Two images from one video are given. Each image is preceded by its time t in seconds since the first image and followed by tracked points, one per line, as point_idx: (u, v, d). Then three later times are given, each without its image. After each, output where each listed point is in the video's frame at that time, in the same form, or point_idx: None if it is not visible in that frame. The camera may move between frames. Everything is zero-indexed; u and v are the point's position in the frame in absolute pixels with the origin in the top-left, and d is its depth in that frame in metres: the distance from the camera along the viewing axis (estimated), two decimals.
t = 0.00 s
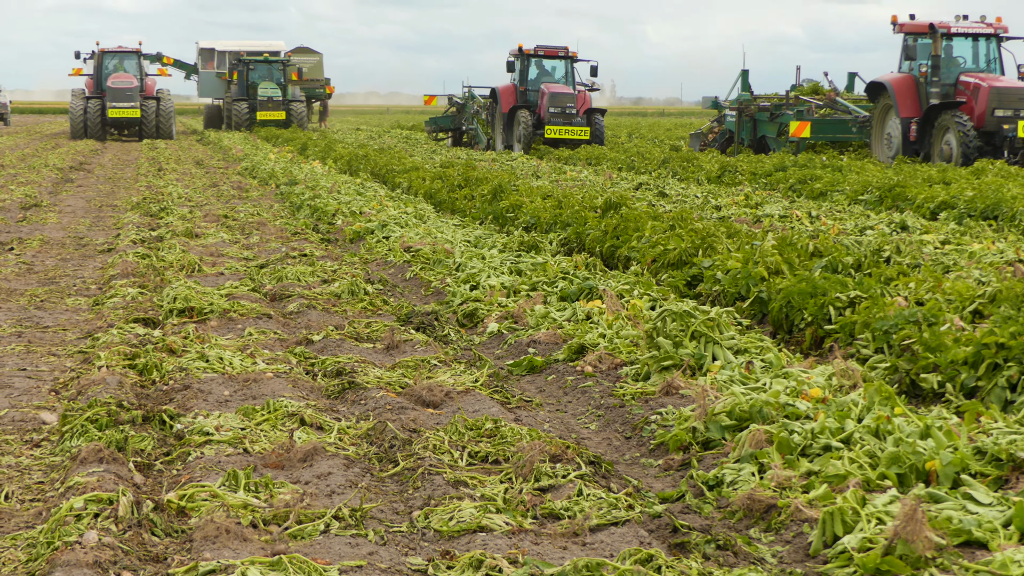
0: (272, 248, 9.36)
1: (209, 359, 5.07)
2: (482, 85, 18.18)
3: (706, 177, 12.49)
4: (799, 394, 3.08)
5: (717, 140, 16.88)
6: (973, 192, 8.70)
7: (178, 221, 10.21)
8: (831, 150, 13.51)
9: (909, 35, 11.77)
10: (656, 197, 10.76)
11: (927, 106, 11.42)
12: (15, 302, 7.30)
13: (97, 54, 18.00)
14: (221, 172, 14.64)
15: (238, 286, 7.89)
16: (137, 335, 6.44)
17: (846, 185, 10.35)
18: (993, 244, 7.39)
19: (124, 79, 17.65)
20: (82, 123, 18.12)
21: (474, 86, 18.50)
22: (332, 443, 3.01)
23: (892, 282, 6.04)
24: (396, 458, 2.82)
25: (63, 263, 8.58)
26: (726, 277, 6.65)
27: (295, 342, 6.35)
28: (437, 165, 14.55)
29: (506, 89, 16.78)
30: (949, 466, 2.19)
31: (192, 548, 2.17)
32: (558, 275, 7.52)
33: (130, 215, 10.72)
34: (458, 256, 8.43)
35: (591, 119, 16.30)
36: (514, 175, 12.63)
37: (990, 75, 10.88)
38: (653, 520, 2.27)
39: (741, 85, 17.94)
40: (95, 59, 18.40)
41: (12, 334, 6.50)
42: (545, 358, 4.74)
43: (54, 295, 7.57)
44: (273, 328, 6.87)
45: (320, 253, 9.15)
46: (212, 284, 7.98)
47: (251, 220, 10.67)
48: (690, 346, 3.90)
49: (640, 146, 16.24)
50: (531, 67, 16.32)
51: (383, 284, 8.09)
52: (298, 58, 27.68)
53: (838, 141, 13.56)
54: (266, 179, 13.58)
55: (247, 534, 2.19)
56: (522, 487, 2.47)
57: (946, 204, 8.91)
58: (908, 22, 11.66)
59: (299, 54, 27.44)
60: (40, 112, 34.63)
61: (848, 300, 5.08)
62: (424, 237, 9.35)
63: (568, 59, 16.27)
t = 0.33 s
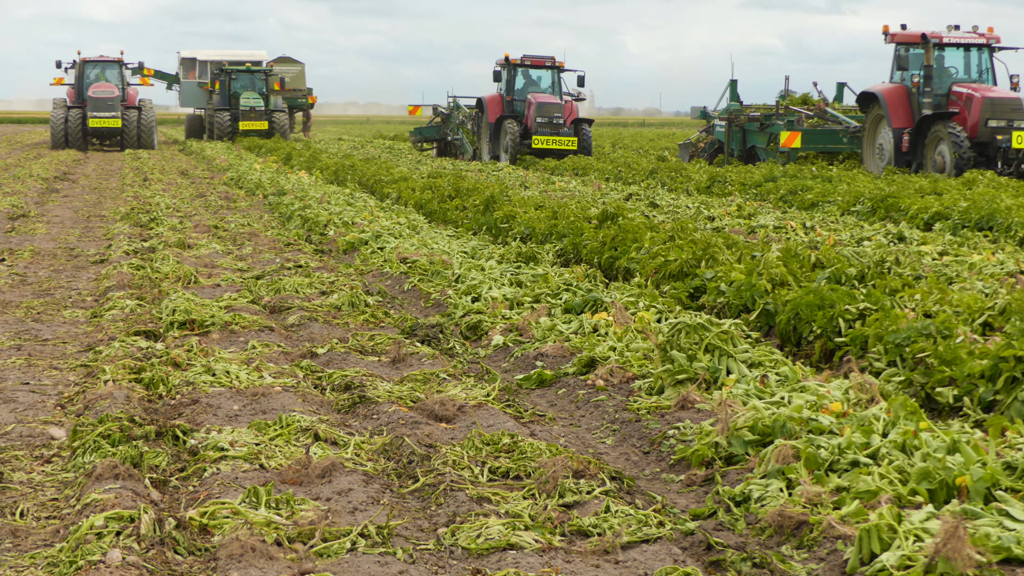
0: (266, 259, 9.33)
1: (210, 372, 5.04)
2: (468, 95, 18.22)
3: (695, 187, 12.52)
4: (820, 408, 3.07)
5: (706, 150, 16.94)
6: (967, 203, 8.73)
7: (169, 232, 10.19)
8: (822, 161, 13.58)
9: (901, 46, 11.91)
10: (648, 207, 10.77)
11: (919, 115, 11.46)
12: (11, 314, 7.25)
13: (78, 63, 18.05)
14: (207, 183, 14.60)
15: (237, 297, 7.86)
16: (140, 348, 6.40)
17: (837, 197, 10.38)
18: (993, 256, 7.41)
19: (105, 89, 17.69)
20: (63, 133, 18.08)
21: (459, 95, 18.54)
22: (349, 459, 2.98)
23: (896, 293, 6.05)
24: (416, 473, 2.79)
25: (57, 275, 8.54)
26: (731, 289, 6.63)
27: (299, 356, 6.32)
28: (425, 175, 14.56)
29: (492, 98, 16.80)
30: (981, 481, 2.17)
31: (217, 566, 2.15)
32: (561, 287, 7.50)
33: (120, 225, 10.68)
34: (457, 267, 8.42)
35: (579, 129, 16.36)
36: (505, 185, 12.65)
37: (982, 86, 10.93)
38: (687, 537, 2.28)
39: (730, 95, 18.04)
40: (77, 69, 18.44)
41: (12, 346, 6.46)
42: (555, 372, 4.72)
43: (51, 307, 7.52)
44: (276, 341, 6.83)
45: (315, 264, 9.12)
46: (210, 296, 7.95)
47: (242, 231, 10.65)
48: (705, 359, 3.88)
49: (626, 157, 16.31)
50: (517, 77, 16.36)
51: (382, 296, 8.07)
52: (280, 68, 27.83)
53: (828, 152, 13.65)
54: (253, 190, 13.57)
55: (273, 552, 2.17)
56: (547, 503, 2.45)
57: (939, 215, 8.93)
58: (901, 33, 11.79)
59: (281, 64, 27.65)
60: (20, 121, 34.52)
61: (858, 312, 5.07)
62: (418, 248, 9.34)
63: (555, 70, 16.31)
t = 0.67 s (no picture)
0: (261, 271, 9.30)
1: (218, 385, 5.01)
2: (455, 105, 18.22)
3: (686, 199, 12.53)
4: (844, 422, 3.05)
5: (696, 161, 16.99)
6: (962, 214, 8.75)
7: (161, 243, 10.16)
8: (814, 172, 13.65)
9: (895, 56, 11.96)
10: (641, 218, 10.76)
11: (913, 127, 11.52)
12: (9, 326, 7.20)
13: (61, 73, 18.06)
14: (194, 193, 14.57)
15: (237, 309, 7.82)
16: (145, 361, 6.37)
17: (830, 208, 10.40)
18: (995, 267, 7.41)
19: (87, 98, 17.69)
20: (44, 143, 18.03)
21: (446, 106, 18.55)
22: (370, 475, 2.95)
23: (902, 305, 6.05)
24: (438, 490, 2.76)
25: (51, 286, 8.50)
26: (738, 302, 6.62)
27: (304, 369, 6.29)
28: (414, 186, 14.55)
29: (480, 108, 16.85)
30: (1016, 498, 2.15)
31: None
32: (566, 299, 7.48)
33: (111, 236, 10.66)
34: (457, 279, 8.40)
35: (567, 140, 16.42)
36: (497, 196, 12.65)
37: (976, 96, 10.99)
38: (723, 556, 2.26)
39: (719, 105, 18.12)
40: (59, 78, 18.43)
41: (13, 359, 6.41)
42: (567, 386, 4.70)
43: (49, 319, 7.47)
44: (281, 354, 6.79)
45: (312, 275, 9.09)
46: (210, 307, 7.92)
47: (235, 242, 10.63)
48: (722, 372, 3.87)
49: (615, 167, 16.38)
50: (505, 86, 16.36)
51: (383, 307, 8.03)
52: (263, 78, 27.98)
53: (821, 163, 13.70)
54: (242, 201, 13.55)
55: (301, 571, 2.15)
56: (574, 521, 2.43)
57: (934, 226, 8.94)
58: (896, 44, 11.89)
59: (264, 73, 27.84)
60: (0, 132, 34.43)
61: (869, 324, 5.06)
62: (415, 260, 9.32)
63: (542, 79, 16.35)
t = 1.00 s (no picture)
0: (259, 283, 9.29)
1: (231, 398, 4.98)
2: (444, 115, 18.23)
3: (678, 210, 12.54)
4: (870, 437, 3.03)
5: (688, 172, 16.98)
6: (959, 226, 8.76)
7: (155, 255, 10.14)
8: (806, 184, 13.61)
9: (891, 65, 11.97)
10: (635, 229, 10.77)
11: (908, 138, 11.56)
12: (10, 339, 7.16)
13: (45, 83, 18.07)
14: (183, 205, 14.56)
15: (240, 322, 7.79)
16: (153, 374, 6.33)
17: (823, 219, 10.40)
18: (998, 279, 7.41)
19: (71, 108, 17.69)
20: (28, 154, 17.97)
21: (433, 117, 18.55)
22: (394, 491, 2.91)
23: (911, 318, 6.05)
24: (464, 507, 2.73)
25: (48, 298, 8.47)
26: (747, 314, 6.58)
27: (314, 382, 6.26)
28: (405, 197, 14.56)
29: (469, 119, 16.84)
30: None
31: None
32: (574, 310, 7.44)
33: (104, 248, 10.64)
34: (459, 291, 8.37)
35: (557, 151, 16.47)
36: (489, 207, 12.66)
37: (972, 107, 11.01)
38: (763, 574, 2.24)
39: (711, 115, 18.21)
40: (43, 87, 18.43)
41: (17, 373, 6.36)
42: (581, 399, 4.68)
43: (49, 332, 7.43)
44: (288, 367, 6.75)
45: (311, 287, 9.06)
46: (214, 320, 7.90)
47: (229, 253, 10.62)
48: (741, 387, 3.85)
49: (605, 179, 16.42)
50: (494, 97, 16.35)
51: (386, 320, 8.00)
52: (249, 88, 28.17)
53: (814, 174, 13.72)
54: (231, 212, 13.54)
55: None
56: (607, 538, 2.42)
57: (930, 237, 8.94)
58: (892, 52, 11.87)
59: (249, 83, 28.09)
60: None
61: (884, 337, 5.04)
62: (413, 271, 9.30)
63: (532, 89, 16.33)
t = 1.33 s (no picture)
0: (258, 294, 9.28)
1: (245, 413, 4.96)
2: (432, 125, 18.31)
3: (671, 221, 12.54)
4: (900, 452, 3.01)
5: (680, 183, 16.95)
6: (957, 237, 8.76)
7: (151, 266, 10.13)
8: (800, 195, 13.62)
9: (887, 77, 12.00)
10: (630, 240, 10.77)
11: (904, 149, 11.56)
12: (13, 352, 7.13)
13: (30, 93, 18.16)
14: (171, 216, 14.55)
15: (244, 335, 7.76)
16: (164, 389, 6.29)
17: (818, 230, 10.41)
18: (1003, 290, 7.40)
19: (56, 120, 17.71)
20: (12, 164, 17.92)
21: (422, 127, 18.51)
22: (421, 508, 2.89)
23: (922, 330, 6.04)
24: (494, 524, 2.71)
25: (47, 310, 8.44)
26: (758, 326, 6.54)
27: (325, 397, 6.23)
28: (396, 208, 14.56)
29: (459, 130, 16.84)
30: None
31: None
32: (583, 323, 7.42)
33: (99, 259, 10.63)
34: (464, 303, 8.35)
35: (547, 161, 16.52)
36: (483, 218, 12.66)
37: (969, 118, 11.04)
38: None
39: (702, 126, 18.29)
40: (28, 99, 18.51)
41: (23, 387, 6.31)
42: (597, 413, 4.66)
43: (52, 345, 7.39)
44: (298, 380, 6.71)
45: (311, 299, 9.05)
46: (219, 332, 7.88)
47: (224, 265, 10.61)
48: (764, 401, 3.83)
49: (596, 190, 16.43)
50: (485, 107, 16.36)
51: (390, 332, 7.97)
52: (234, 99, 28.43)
53: (809, 185, 13.73)
54: (222, 223, 13.54)
55: None
56: (643, 558, 2.42)
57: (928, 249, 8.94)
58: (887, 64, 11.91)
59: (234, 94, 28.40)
60: None
61: (901, 350, 5.01)
62: (413, 283, 9.27)
63: (522, 100, 16.43)
